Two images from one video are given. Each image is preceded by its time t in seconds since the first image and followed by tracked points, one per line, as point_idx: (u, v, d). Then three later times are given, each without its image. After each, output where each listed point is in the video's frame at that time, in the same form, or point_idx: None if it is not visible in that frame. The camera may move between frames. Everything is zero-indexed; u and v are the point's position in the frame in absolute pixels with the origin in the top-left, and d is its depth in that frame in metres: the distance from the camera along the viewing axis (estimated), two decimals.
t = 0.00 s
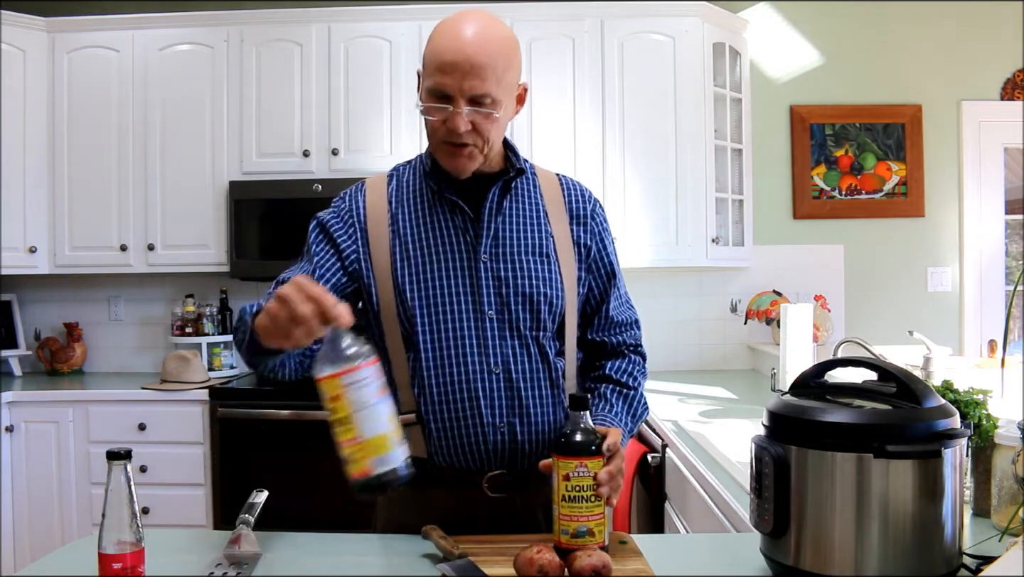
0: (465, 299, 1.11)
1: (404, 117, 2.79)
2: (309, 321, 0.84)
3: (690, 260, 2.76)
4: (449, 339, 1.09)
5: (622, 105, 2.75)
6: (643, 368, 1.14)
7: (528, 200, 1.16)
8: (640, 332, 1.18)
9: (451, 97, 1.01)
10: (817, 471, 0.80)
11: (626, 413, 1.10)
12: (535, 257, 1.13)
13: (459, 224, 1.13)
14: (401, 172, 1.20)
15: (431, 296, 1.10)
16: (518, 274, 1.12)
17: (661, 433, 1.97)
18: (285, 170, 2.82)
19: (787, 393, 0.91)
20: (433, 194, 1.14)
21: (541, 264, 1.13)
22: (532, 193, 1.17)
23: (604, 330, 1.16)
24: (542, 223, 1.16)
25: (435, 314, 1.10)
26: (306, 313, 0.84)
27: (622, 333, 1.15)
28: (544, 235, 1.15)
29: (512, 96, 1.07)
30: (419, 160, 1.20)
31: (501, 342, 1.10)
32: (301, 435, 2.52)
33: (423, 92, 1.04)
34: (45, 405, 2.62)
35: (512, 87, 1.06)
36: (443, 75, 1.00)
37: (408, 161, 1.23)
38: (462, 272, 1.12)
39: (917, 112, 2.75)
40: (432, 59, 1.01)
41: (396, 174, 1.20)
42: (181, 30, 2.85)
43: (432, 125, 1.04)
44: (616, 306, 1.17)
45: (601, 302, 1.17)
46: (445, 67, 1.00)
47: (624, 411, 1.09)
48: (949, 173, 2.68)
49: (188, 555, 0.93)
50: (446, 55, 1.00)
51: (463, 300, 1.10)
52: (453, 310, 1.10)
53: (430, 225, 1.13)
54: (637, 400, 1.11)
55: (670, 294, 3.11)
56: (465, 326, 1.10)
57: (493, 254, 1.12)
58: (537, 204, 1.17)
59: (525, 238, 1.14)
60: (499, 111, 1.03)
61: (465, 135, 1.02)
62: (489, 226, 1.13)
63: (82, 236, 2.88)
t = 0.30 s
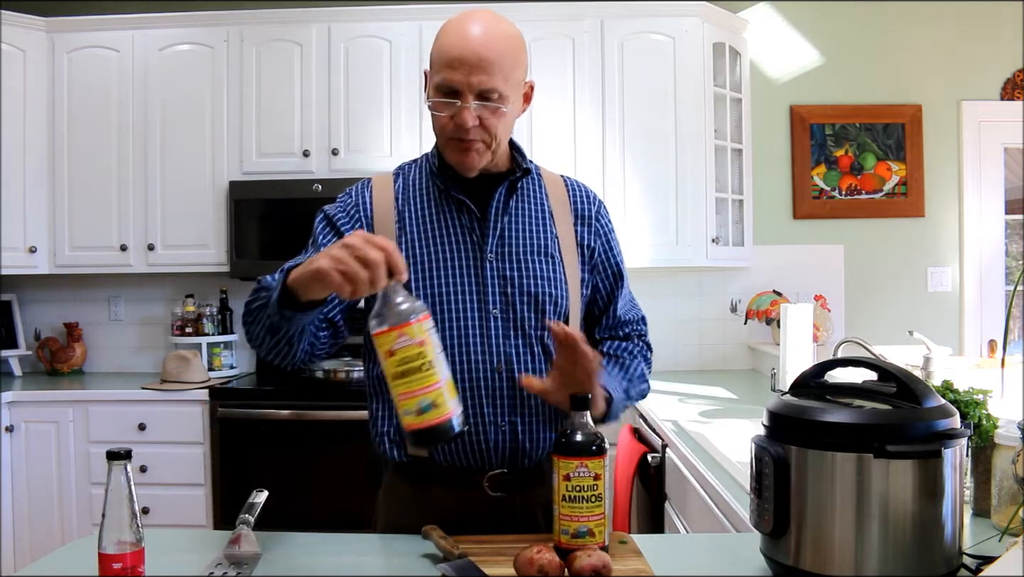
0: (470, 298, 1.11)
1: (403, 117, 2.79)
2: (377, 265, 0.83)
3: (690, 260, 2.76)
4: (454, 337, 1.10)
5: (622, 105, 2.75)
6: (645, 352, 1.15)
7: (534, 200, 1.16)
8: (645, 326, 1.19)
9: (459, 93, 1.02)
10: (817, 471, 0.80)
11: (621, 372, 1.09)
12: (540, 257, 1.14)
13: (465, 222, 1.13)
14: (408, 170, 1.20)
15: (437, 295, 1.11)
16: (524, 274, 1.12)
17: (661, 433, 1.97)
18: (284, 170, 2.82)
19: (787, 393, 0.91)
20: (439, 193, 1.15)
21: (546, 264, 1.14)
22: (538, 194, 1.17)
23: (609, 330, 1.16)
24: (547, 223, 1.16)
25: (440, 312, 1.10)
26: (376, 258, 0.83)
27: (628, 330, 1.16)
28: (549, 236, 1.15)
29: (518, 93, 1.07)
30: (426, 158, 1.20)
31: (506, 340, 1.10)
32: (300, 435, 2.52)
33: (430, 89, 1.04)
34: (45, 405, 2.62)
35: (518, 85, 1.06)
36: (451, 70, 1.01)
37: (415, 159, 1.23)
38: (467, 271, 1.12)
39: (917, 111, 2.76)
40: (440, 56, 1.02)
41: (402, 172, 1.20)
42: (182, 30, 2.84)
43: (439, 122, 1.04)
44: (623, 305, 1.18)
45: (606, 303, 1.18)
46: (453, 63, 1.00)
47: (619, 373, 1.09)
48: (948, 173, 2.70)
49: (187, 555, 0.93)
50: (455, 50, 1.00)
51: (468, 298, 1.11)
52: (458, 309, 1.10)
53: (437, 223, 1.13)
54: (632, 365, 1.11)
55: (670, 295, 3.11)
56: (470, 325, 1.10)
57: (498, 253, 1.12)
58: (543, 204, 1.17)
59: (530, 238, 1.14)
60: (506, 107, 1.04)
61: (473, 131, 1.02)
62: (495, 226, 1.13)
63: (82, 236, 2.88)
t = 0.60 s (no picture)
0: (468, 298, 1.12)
1: (403, 117, 2.79)
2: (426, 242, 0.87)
3: (690, 260, 2.76)
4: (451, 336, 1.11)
5: (621, 105, 2.75)
6: (631, 350, 1.08)
7: (532, 200, 1.16)
8: (638, 320, 1.12)
9: (468, 99, 1.02)
10: (817, 471, 0.80)
11: (590, 370, 1.03)
12: (537, 255, 1.14)
13: (463, 222, 1.14)
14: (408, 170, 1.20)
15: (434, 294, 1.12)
16: (520, 272, 1.12)
17: (661, 433, 1.97)
18: (284, 170, 2.82)
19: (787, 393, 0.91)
20: (439, 194, 1.16)
21: (544, 261, 1.14)
22: (536, 193, 1.17)
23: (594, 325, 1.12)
24: (544, 222, 1.16)
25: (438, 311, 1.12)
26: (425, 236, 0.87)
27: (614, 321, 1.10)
28: (545, 233, 1.15)
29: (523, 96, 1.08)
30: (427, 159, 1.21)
31: (503, 338, 1.12)
32: (299, 435, 2.52)
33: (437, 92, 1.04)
34: (45, 405, 2.62)
35: (524, 87, 1.07)
36: (460, 76, 1.00)
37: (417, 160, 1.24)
38: (465, 270, 1.13)
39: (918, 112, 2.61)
40: (448, 60, 1.01)
41: (402, 172, 1.20)
42: (182, 30, 2.84)
43: (448, 126, 1.04)
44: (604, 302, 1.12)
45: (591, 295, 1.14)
46: (463, 68, 1.00)
47: (590, 370, 1.03)
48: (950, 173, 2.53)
49: (188, 554, 0.93)
50: (465, 56, 1.00)
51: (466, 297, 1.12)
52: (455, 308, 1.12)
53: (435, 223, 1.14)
54: (603, 359, 1.06)
55: (670, 295, 3.13)
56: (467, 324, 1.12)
57: (495, 253, 1.13)
58: (539, 202, 1.17)
59: (528, 237, 1.14)
60: (515, 111, 1.05)
61: (483, 136, 1.03)
62: (492, 225, 1.13)
63: (83, 236, 2.88)
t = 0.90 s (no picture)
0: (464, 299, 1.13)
1: (403, 117, 2.79)
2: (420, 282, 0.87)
3: (690, 260, 2.76)
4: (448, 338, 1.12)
5: (621, 105, 2.75)
6: (621, 354, 1.08)
7: (530, 200, 1.16)
8: (633, 321, 1.11)
9: (464, 99, 1.02)
10: (817, 471, 0.80)
11: (578, 379, 1.04)
12: (534, 255, 1.13)
13: (460, 223, 1.14)
14: (405, 171, 1.20)
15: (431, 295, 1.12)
16: (517, 273, 1.12)
17: (661, 433, 1.97)
18: (284, 170, 2.82)
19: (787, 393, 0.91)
20: (436, 194, 1.16)
21: (541, 261, 1.13)
22: (534, 193, 1.17)
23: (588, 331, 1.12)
24: (542, 222, 1.15)
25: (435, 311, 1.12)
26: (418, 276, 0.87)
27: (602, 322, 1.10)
28: (543, 233, 1.15)
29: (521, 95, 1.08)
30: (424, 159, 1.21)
31: (500, 338, 1.12)
32: (299, 435, 2.52)
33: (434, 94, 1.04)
34: (46, 405, 2.62)
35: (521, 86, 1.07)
36: (456, 76, 1.01)
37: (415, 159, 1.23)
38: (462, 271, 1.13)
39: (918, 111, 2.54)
40: (444, 60, 1.01)
41: (400, 173, 1.20)
42: (182, 30, 2.84)
43: (445, 127, 1.04)
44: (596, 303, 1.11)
45: (580, 297, 1.14)
46: (459, 69, 1.00)
47: (577, 379, 1.04)
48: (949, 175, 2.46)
49: (188, 554, 0.93)
50: (461, 56, 1.00)
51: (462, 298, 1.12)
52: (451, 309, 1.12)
53: (432, 225, 1.14)
54: (592, 366, 1.06)
55: (670, 295, 3.13)
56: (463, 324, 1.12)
57: (492, 253, 1.13)
58: (537, 202, 1.16)
59: (524, 237, 1.14)
60: (512, 110, 1.04)
61: (480, 135, 1.03)
62: (490, 226, 1.14)
63: (83, 236, 2.88)
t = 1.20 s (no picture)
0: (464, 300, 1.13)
1: (403, 117, 2.79)
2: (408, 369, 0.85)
3: (690, 260, 2.76)
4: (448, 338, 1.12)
5: (621, 105, 2.75)
6: (623, 349, 1.08)
7: (529, 198, 1.16)
8: (636, 319, 1.11)
9: (458, 100, 1.02)
10: (817, 471, 0.80)
11: (580, 373, 1.04)
12: (534, 255, 1.13)
13: (458, 223, 1.14)
14: (402, 173, 1.20)
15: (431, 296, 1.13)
16: (516, 273, 1.12)
17: (661, 433, 1.97)
18: (284, 170, 2.82)
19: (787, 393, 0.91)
20: (434, 195, 1.15)
21: (540, 261, 1.13)
22: (533, 192, 1.17)
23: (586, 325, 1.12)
24: (541, 220, 1.15)
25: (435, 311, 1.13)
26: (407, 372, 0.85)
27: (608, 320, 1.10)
28: (542, 232, 1.15)
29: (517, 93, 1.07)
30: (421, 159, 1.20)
31: (500, 338, 1.12)
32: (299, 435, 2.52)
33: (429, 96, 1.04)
34: (46, 405, 2.62)
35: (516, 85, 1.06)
36: (450, 78, 1.00)
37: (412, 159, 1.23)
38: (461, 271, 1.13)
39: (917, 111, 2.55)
40: (438, 62, 1.01)
41: (398, 175, 1.20)
42: (182, 30, 2.84)
43: (441, 129, 1.04)
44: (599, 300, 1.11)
45: (586, 291, 1.13)
46: (452, 70, 1.00)
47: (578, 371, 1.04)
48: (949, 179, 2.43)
49: (188, 554, 0.93)
50: (453, 57, 1.00)
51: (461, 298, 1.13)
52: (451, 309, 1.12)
53: (430, 226, 1.14)
54: (595, 361, 1.06)
55: (669, 295, 3.13)
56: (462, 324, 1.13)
57: (491, 253, 1.13)
58: (536, 201, 1.16)
59: (523, 236, 1.14)
60: (508, 109, 1.04)
61: (476, 136, 1.03)
62: (488, 226, 1.13)
63: (83, 236, 2.88)
